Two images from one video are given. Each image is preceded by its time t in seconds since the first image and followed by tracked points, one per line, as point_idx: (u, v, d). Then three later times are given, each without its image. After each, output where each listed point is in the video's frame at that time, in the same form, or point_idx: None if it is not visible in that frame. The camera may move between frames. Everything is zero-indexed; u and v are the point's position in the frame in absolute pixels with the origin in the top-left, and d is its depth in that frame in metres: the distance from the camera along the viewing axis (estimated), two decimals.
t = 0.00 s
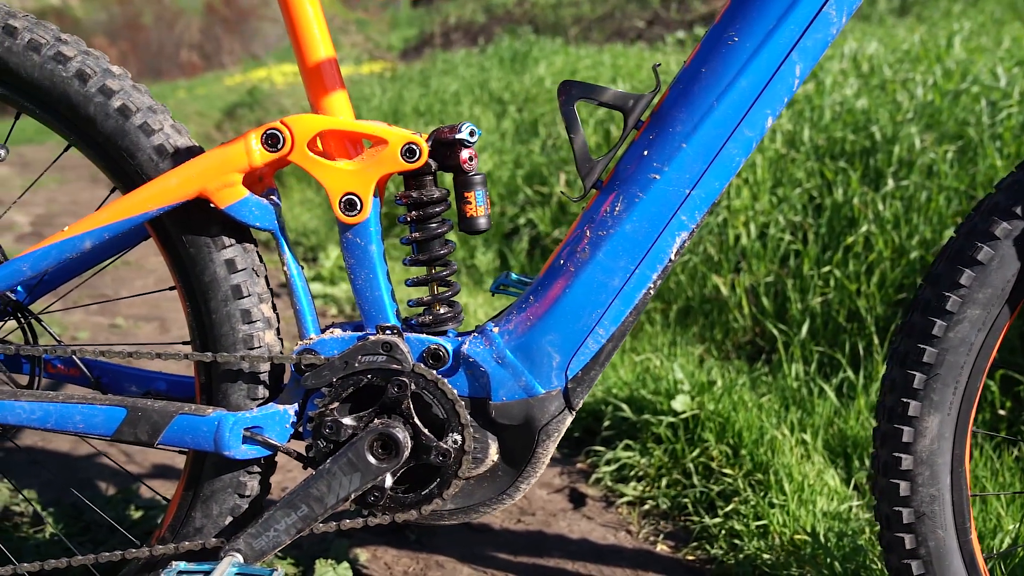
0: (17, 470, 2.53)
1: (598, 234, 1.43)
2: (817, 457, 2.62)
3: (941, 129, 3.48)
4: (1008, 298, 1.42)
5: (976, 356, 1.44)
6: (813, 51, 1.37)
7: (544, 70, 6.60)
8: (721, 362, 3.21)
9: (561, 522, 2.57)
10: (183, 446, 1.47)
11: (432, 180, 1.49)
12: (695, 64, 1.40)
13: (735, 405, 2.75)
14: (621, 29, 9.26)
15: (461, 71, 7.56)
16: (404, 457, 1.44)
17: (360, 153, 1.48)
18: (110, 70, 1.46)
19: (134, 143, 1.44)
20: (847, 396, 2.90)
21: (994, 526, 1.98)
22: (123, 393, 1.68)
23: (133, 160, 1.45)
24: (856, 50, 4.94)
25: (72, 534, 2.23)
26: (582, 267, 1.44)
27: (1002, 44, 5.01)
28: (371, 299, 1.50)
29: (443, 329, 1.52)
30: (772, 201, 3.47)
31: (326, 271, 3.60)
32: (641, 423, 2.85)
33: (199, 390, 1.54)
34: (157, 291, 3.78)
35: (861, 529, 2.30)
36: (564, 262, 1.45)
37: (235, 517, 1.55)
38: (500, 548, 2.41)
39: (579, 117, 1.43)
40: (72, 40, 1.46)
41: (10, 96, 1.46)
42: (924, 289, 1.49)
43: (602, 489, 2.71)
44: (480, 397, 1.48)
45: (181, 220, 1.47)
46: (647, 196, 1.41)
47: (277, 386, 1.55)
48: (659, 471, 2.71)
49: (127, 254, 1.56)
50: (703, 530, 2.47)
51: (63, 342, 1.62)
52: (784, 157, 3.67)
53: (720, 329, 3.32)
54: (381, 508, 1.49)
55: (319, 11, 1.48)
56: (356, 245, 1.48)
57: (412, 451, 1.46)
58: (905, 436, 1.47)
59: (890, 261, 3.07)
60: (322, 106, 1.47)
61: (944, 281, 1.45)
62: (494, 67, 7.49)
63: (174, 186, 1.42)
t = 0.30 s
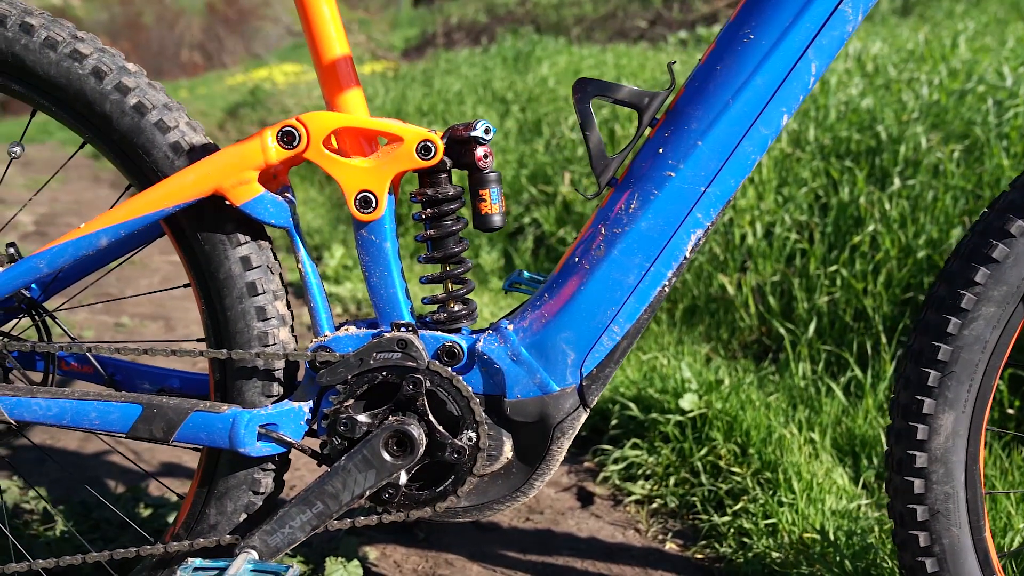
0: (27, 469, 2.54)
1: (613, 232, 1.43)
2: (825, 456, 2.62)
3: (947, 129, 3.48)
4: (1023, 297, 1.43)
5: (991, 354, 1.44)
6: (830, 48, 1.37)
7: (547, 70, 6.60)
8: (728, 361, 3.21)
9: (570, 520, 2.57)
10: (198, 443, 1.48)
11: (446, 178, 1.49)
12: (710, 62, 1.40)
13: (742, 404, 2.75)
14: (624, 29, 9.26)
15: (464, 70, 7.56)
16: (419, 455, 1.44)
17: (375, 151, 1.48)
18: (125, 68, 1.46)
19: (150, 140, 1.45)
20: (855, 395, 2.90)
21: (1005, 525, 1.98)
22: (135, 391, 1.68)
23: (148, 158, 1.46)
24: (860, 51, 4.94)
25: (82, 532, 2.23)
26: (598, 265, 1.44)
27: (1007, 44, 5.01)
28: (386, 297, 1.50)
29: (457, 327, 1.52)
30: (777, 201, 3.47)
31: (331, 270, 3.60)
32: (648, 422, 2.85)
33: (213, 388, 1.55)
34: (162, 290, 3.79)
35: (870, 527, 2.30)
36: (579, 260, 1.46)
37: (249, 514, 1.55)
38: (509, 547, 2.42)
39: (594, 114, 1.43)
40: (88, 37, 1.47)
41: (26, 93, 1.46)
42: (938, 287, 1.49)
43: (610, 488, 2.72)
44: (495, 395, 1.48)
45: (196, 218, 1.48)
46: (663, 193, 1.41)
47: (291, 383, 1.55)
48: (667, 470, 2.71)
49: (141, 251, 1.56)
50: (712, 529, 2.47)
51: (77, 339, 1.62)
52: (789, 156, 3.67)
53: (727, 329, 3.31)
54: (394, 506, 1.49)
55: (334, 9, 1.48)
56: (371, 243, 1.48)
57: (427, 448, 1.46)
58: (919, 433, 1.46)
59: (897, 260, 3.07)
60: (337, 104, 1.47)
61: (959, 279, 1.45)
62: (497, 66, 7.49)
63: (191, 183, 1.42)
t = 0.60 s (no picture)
0: (35, 467, 2.54)
1: (628, 229, 1.43)
2: (833, 455, 2.62)
3: (952, 128, 3.48)
4: None
5: (1005, 351, 1.44)
6: (845, 46, 1.37)
7: (549, 70, 6.59)
8: (735, 360, 3.21)
9: (578, 518, 2.57)
10: (213, 439, 1.48)
11: (461, 175, 1.50)
12: (725, 59, 1.40)
13: (750, 403, 2.75)
14: (626, 28, 9.26)
15: (466, 70, 7.56)
16: (433, 452, 1.44)
17: (389, 148, 1.49)
18: (141, 65, 1.46)
19: (165, 137, 1.45)
20: (863, 394, 2.90)
21: (1016, 523, 1.98)
22: (149, 388, 1.68)
23: (164, 155, 1.46)
24: (864, 50, 4.94)
25: (92, 529, 2.24)
26: (613, 262, 1.44)
27: (1011, 43, 5.01)
28: (400, 294, 1.50)
29: (471, 324, 1.53)
30: (783, 200, 3.47)
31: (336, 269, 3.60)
32: (656, 420, 2.85)
33: (227, 385, 1.55)
34: (166, 289, 3.79)
35: (879, 525, 2.30)
36: (593, 257, 1.46)
37: (263, 511, 1.56)
38: (519, 545, 2.42)
39: (609, 112, 1.43)
40: (103, 34, 1.47)
41: (41, 91, 1.46)
42: (952, 284, 1.49)
43: (618, 486, 2.72)
44: (509, 392, 1.48)
45: (211, 215, 1.48)
46: (677, 190, 1.41)
47: (305, 380, 1.55)
48: (674, 469, 2.71)
49: (155, 248, 1.57)
50: (720, 527, 2.47)
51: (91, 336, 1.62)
52: (794, 156, 3.67)
53: (733, 328, 3.32)
54: (409, 502, 1.49)
55: (349, 7, 1.48)
56: (385, 240, 1.49)
57: (441, 445, 1.46)
58: (933, 431, 1.46)
59: (903, 259, 3.07)
60: (352, 101, 1.47)
61: (973, 276, 1.45)
62: (500, 66, 7.49)
63: (206, 181, 1.42)
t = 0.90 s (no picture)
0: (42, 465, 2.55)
1: (643, 226, 1.43)
2: (842, 452, 2.62)
3: (958, 127, 3.47)
4: None
5: (1020, 348, 1.44)
6: (860, 43, 1.37)
7: (551, 69, 6.59)
8: (741, 359, 3.21)
9: (586, 516, 2.58)
10: (228, 436, 1.48)
11: (475, 172, 1.50)
12: (741, 56, 1.40)
13: (757, 401, 2.75)
14: (627, 27, 9.26)
15: (468, 70, 7.56)
16: (448, 448, 1.44)
17: (404, 145, 1.49)
18: (156, 62, 1.46)
19: (181, 134, 1.45)
20: (870, 392, 2.90)
21: None
22: (162, 385, 1.68)
23: (179, 152, 1.46)
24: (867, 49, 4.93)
25: (102, 526, 2.24)
26: (627, 258, 1.44)
27: (1015, 43, 5.00)
28: (415, 291, 1.51)
29: (486, 321, 1.53)
30: (788, 199, 3.47)
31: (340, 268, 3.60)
32: (663, 419, 2.85)
33: (242, 381, 1.55)
34: (171, 288, 3.78)
35: (888, 523, 2.30)
36: (607, 254, 1.46)
37: (277, 508, 1.56)
38: (527, 542, 2.43)
39: (624, 108, 1.43)
40: (119, 32, 1.47)
41: (56, 88, 1.46)
42: (967, 281, 1.49)
43: (625, 484, 2.72)
44: (524, 389, 1.48)
45: (226, 212, 1.48)
46: (693, 187, 1.41)
47: (319, 377, 1.55)
48: (682, 467, 2.71)
49: (169, 245, 1.57)
50: (729, 525, 2.47)
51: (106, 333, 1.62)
52: (799, 155, 3.66)
53: (739, 326, 3.31)
54: (424, 499, 1.49)
55: (364, 4, 1.48)
56: (400, 237, 1.49)
57: (456, 442, 1.46)
58: (947, 427, 1.46)
59: (910, 258, 3.07)
60: (367, 98, 1.48)
61: (988, 273, 1.45)
62: (502, 65, 7.48)
63: (222, 177, 1.42)
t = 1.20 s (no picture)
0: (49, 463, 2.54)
1: (658, 223, 1.44)
2: (849, 451, 2.62)
3: (962, 127, 3.48)
4: None
5: None
6: (875, 40, 1.37)
7: (553, 69, 6.58)
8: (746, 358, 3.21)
9: (593, 514, 2.58)
10: (243, 433, 1.48)
11: (490, 169, 1.50)
12: (756, 54, 1.40)
13: (764, 400, 2.75)
14: (627, 27, 9.26)
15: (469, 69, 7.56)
16: (463, 445, 1.44)
17: (419, 143, 1.49)
18: (171, 59, 1.47)
19: (196, 131, 1.45)
20: (877, 390, 2.90)
21: None
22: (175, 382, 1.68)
23: (194, 149, 1.46)
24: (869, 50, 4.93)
25: (111, 524, 2.24)
26: (642, 256, 1.44)
27: (1017, 43, 5.01)
28: (429, 288, 1.51)
29: (500, 319, 1.53)
30: (792, 199, 3.47)
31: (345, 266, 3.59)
32: (669, 417, 2.85)
33: (256, 378, 1.55)
34: (175, 287, 3.78)
35: (896, 521, 2.31)
36: (622, 251, 1.46)
37: (291, 505, 1.56)
38: (535, 541, 2.43)
39: (640, 106, 1.44)
40: (134, 29, 1.47)
41: (72, 85, 1.46)
42: (980, 279, 1.49)
43: (632, 483, 2.72)
44: (538, 386, 1.49)
45: (241, 208, 1.48)
46: (708, 185, 1.41)
47: (333, 374, 1.56)
48: (689, 465, 2.71)
49: (183, 242, 1.57)
50: (737, 523, 2.47)
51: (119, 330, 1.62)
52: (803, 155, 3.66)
53: (744, 325, 3.31)
54: (438, 496, 1.49)
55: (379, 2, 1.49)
56: (415, 234, 1.49)
57: (471, 439, 1.46)
58: (962, 425, 1.46)
59: (915, 257, 3.08)
60: (381, 95, 1.48)
61: (1002, 271, 1.46)
62: (504, 65, 7.48)
63: (238, 174, 1.43)
